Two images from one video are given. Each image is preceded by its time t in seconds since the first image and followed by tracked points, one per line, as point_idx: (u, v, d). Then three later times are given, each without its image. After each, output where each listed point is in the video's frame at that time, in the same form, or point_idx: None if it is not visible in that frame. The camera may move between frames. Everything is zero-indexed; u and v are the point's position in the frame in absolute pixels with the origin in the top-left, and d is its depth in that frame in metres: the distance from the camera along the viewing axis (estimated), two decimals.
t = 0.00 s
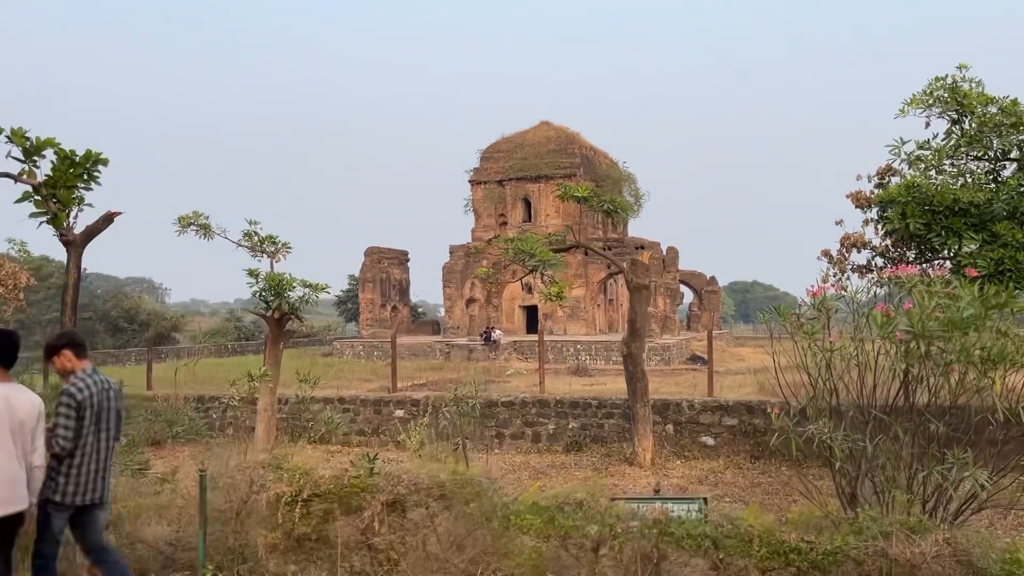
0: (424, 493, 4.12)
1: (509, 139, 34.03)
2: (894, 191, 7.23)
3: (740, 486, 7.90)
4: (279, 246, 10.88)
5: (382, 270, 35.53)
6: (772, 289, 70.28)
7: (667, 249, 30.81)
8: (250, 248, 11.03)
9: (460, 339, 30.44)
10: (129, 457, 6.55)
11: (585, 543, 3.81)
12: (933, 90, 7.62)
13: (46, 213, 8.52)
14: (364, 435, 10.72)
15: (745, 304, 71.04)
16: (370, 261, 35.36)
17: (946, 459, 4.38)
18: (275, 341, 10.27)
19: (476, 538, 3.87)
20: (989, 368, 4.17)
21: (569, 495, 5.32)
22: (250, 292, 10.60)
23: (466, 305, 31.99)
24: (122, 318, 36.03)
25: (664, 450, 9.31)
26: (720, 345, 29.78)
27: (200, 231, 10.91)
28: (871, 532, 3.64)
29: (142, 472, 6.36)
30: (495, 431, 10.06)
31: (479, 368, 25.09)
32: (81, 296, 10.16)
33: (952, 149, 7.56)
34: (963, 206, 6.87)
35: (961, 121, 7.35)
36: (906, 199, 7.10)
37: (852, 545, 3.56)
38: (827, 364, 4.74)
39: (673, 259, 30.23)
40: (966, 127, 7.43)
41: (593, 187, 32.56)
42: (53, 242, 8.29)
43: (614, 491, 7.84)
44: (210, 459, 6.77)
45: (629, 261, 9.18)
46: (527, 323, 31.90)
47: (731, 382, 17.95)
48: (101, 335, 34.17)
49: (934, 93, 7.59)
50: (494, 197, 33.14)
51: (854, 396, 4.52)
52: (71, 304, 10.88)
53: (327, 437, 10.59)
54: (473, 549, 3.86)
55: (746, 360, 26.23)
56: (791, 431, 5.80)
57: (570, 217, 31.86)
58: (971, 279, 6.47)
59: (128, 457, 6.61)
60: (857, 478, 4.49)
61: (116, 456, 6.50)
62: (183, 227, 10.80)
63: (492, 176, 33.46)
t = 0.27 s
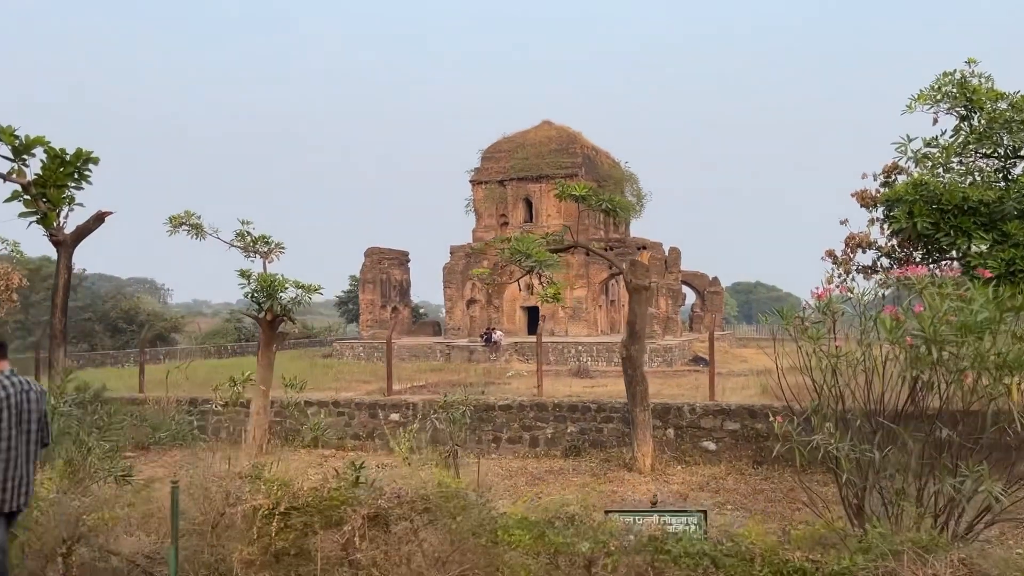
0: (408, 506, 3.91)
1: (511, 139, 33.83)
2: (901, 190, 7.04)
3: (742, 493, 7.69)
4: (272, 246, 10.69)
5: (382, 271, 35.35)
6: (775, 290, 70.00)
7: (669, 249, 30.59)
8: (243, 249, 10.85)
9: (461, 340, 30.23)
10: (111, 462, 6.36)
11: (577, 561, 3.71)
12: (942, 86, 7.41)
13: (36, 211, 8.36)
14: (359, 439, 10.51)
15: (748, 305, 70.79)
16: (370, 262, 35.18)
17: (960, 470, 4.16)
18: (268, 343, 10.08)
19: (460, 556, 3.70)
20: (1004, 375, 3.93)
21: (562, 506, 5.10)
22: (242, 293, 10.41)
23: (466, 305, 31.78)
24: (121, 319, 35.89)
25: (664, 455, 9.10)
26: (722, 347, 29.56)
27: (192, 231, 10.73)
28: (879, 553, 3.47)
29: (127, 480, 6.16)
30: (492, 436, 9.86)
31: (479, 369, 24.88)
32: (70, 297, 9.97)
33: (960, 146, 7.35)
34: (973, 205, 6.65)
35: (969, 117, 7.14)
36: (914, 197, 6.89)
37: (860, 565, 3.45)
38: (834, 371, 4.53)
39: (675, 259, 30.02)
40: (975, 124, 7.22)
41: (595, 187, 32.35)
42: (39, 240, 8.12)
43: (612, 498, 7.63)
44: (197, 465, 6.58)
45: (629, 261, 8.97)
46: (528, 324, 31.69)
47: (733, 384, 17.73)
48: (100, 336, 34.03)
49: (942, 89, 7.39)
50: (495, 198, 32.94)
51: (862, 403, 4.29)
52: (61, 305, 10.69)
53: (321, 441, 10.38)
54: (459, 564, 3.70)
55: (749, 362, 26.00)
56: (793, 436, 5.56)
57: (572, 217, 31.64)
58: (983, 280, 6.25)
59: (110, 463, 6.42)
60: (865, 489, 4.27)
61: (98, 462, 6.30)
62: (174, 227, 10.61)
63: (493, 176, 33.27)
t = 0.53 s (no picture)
0: (397, 514, 3.76)
1: (513, 138, 33.65)
2: (911, 185, 6.85)
3: (748, 497, 7.50)
4: (268, 244, 10.50)
5: (384, 271, 35.18)
6: (779, 291, 69.76)
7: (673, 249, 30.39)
8: (238, 246, 10.67)
9: (463, 340, 30.04)
10: (98, 464, 6.18)
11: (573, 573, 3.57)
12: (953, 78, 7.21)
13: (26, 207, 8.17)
14: (356, 441, 10.32)
15: (752, 306, 70.61)
16: (372, 261, 35.00)
17: (979, 475, 3.92)
18: (263, 342, 9.90)
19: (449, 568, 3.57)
20: None
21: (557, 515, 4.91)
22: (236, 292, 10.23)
23: (468, 305, 31.59)
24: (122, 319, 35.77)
25: (667, 458, 8.90)
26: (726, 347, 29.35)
27: (186, 228, 10.56)
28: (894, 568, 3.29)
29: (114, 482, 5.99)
30: (492, 437, 9.68)
31: (481, 369, 24.68)
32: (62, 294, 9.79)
33: (971, 141, 7.16)
34: (986, 201, 6.45)
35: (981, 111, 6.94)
36: (925, 192, 6.69)
37: None
38: (845, 370, 4.29)
39: (679, 259, 29.80)
40: (987, 117, 7.02)
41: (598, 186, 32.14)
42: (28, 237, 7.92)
43: (612, 502, 7.43)
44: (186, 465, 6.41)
45: (631, 260, 8.78)
46: (530, 324, 31.52)
47: (737, 384, 17.53)
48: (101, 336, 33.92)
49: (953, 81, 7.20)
50: (497, 197, 32.76)
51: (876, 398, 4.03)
52: (53, 303, 10.52)
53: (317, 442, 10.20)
54: None
55: (753, 363, 25.77)
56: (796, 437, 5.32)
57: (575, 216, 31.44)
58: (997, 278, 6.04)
59: (97, 465, 6.24)
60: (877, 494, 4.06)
61: (83, 463, 6.12)
62: (168, 224, 10.44)
63: (496, 175, 33.09)
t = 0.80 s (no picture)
0: (383, 530, 4.00)
1: (514, 138, 33.44)
2: (921, 184, 6.66)
3: (752, 505, 7.30)
4: (261, 244, 10.30)
5: (384, 272, 34.99)
6: (781, 292, 69.60)
7: (674, 251, 30.17)
8: (232, 247, 10.46)
9: (463, 342, 29.81)
10: (82, 471, 6.00)
11: None
12: (964, 75, 7.02)
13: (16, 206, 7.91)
14: (352, 445, 10.12)
15: (753, 307, 70.42)
16: (371, 262, 34.81)
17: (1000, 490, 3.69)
18: (256, 345, 9.70)
19: None
20: None
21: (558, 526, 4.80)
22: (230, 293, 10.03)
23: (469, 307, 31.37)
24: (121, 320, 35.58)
25: (669, 464, 8.69)
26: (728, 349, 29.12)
27: (179, 228, 10.36)
28: None
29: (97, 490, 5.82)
30: (490, 442, 9.47)
31: (481, 371, 24.47)
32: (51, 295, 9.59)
33: (983, 139, 6.96)
34: (999, 200, 6.24)
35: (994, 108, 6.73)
36: (937, 192, 6.50)
37: None
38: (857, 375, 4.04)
39: (680, 260, 29.58)
40: (1000, 114, 6.82)
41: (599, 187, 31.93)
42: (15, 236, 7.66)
43: (612, 510, 7.23)
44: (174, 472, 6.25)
45: (631, 261, 8.57)
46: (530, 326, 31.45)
47: (740, 387, 17.30)
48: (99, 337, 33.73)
49: (964, 78, 7.00)
50: (497, 198, 32.54)
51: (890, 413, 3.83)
52: (44, 305, 10.33)
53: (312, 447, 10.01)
54: None
55: (755, 365, 25.55)
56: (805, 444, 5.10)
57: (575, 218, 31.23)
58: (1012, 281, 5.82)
59: (82, 473, 6.05)
60: (891, 509, 3.86)
61: (66, 470, 5.94)
62: (161, 224, 10.24)
63: (496, 176, 32.89)
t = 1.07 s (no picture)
0: (363, 542, 3.95)
1: (515, 138, 33.25)
2: (930, 181, 6.49)
3: (755, 510, 7.12)
4: (256, 242, 10.11)
5: (384, 272, 34.82)
6: (783, 294, 69.53)
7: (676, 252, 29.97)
8: (225, 246, 10.29)
9: (463, 342, 29.62)
10: (65, 475, 5.86)
11: None
12: (974, 68, 6.85)
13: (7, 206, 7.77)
14: (348, 447, 9.92)
15: (755, 308, 70.23)
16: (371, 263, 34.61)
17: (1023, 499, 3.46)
18: (250, 345, 9.53)
19: None
20: None
21: (557, 535, 4.61)
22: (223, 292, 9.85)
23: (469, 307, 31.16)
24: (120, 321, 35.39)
25: (670, 467, 8.51)
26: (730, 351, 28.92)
27: (172, 226, 10.18)
28: None
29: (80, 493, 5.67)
30: (487, 445, 9.29)
31: (481, 372, 24.27)
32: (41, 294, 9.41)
33: (994, 133, 6.79)
34: (1010, 197, 6.06)
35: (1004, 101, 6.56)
36: (948, 187, 6.33)
37: None
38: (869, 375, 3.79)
39: (682, 261, 29.37)
40: (1011, 108, 6.65)
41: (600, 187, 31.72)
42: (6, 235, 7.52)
43: (612, 515, 7.04)
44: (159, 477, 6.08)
45: (631, 260, 8.38)
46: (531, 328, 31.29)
47: (742, 389, 17.10)
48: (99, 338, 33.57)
49: (974, 71, 6.82)
50: (498, 198, 32.35)
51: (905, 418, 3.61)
52: (35, 304, 10.16)
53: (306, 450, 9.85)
54: None
55: (757, 367, 25.33)
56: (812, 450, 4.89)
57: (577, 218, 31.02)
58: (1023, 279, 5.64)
59: (64, 477, 5.90)
60: (904, 519, 3.66)
61: (48, 473, 5.77)
62: (153, 222, 10.06)
63: (497, 176, 32.71)
